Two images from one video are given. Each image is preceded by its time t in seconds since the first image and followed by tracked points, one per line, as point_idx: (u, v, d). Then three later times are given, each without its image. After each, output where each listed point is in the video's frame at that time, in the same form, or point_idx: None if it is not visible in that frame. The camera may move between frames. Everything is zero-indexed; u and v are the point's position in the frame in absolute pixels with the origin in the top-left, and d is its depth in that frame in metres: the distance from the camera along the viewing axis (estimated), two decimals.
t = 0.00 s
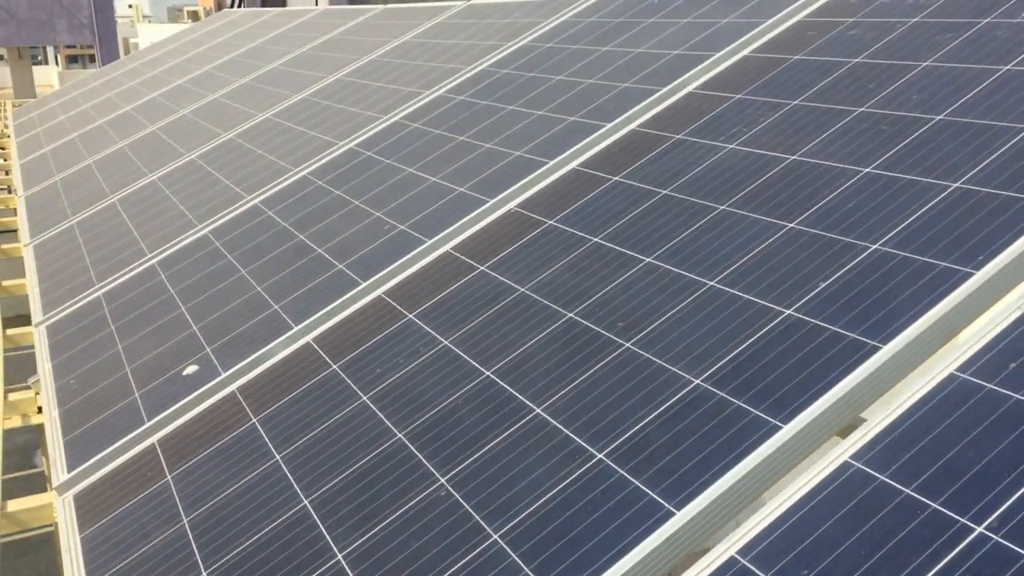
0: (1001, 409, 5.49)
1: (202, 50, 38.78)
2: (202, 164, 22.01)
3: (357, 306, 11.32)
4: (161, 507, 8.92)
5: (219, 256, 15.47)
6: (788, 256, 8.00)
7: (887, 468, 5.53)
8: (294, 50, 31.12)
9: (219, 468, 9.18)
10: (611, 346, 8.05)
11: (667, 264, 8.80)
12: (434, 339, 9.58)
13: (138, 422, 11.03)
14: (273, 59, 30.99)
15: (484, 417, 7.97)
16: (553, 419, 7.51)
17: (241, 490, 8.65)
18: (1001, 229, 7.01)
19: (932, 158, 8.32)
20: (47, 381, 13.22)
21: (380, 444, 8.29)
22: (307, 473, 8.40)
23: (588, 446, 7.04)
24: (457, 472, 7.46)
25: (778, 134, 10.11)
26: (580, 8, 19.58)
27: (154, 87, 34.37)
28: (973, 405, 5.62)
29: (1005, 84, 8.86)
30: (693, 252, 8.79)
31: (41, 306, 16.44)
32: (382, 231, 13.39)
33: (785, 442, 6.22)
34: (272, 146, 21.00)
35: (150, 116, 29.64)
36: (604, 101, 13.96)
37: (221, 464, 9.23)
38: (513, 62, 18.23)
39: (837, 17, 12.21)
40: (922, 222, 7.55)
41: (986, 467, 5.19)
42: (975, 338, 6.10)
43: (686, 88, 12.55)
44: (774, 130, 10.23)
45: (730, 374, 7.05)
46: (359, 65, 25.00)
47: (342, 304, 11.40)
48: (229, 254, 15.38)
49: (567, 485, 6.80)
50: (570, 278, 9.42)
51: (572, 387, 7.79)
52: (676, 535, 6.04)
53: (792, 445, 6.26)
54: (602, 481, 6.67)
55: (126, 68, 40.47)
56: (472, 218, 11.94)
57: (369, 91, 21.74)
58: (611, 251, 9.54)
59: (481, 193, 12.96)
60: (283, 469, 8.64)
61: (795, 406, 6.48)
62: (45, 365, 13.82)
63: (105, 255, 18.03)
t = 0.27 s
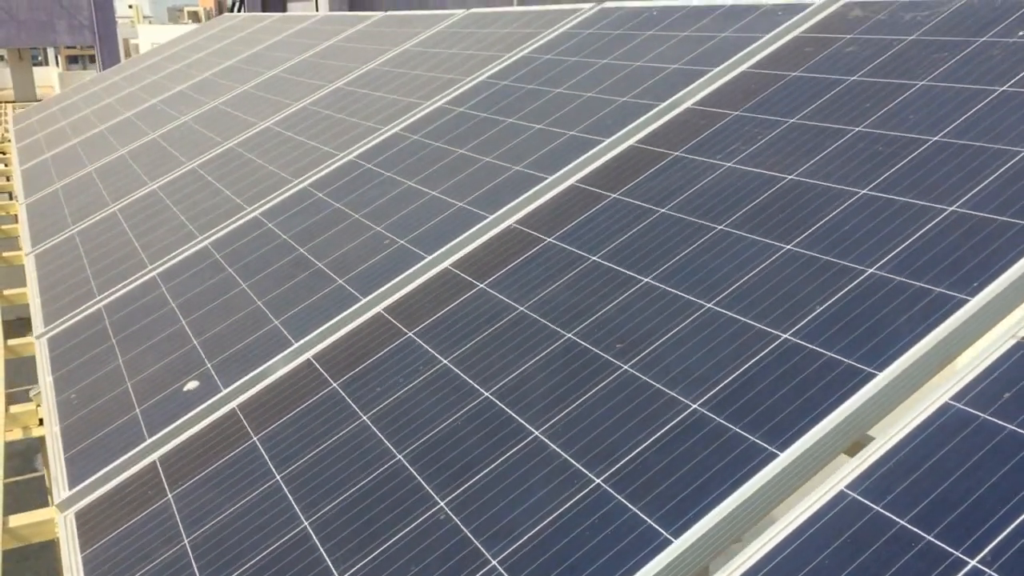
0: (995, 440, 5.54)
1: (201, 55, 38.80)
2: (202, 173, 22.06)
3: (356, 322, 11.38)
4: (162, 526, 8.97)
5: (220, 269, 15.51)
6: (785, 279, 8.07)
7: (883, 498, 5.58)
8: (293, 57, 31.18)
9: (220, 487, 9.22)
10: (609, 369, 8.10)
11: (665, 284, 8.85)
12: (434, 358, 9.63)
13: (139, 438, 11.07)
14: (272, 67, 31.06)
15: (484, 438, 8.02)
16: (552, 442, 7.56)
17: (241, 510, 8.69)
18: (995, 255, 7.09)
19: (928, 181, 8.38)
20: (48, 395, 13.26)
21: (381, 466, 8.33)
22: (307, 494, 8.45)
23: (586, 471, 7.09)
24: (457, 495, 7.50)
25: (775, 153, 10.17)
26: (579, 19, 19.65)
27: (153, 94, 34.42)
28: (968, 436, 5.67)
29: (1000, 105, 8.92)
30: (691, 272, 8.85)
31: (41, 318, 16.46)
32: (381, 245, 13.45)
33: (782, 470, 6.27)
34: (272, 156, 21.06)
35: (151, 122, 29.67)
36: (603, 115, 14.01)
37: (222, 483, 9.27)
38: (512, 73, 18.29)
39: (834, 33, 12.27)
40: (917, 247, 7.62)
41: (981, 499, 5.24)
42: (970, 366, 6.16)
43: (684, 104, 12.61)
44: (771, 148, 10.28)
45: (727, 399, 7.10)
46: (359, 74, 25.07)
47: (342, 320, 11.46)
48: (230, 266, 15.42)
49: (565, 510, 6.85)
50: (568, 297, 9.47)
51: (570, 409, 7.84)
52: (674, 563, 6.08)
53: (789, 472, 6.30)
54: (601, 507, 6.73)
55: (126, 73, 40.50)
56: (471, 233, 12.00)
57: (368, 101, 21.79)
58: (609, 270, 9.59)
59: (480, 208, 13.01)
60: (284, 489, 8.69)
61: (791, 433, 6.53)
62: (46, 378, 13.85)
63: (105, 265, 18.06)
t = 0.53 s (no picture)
0: (990, 470, 5.59)
1: (203, 60, 38.84)
2: (204, 182, 22.10)
3: (358, 338, 11.43)
4: (164, 545, 9.01)
5: (221, 280, 15.56)
6: (784, 301, 8.12)
7: (880, 528, 5.62)
8: (294, 64, 31.22)
9: (221, 506, 9.26)
10: (608, 390, 8.15)
11: (665, 304, 8.91)
12: (434, 376, 9.67)
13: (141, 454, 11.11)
14: (274, 73, 31.12)
15: (484, 460, 8.06)
16: (552, 465, 7.61)
17: (243, 529, 8.73)
18: (991, 280, 7.13)
19: (926, 203, 8.43)
20: (49, 407, 13.30)
21: (382, 486, 8.38)
22: (308, 514, 8.50)
23: (586, 496, 7.15)
24: (457, 517, 7.56)
25: (774, 171, 10.22)
26: (579, 30, 19.71)
27: (154, 99, 34.48)
28: (964, 466, 5.72)
29: (998, 126, 8.97)
30: (690, 292, 8.90)
31: (43, 328, 16.51)
32: (383, 258, 13.50)
33: (781, 497, 6.32)
34: (273, 166, 21.10)
35: (152, 129, 29.70)
36: (604, 129, 14.07)
37: (224, 502, 9.32)
38: (513, 83, 18.35)
39: (833, 49, 12.31)
40: (915, 271, 7.67)
41: (976, 531, 5.28)
42: (966, 395, 6.20)
43: (684, 119, 12.67)
44: (770, 166, 10.33)
45: (726, 423, 7.15)
46: (361, 83, 25.13)
47: (343, 336, 11.51)
48: (231, 278, 15.47)
49: (565, 534, 6.90)
50: (569, 316, 9.52)
51: (570, 431, 7.89)
52: None
53: (787, 499, 6.35)
54: (600, 532, 6.77)
55: (127, 78, 40.55)
56: (472, 249, 12.06)
57: (369, 110, 21.85)
58: (609, 289, 9.64)
59: (481, 222, 13.07)
60: (285, 508, 8.74)
61: (789, 460, 6.58)
62: (47, 390, 13.89)
63: (107, 275, 18.10)
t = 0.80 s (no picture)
0: (988, 500, 5.63)
1: (204, 65, 38.90)
2: (205, 190, 22.15)
3: (359, 354, 11.47)
4: (167, 563, 9.04)
5: (222, 292, 15.60)
6: (783, 323, 8.16)
7: (878, 557, 5.66)
8: (295, 71, 31.26)
9: (223, 524, 9.30)
10: (609, 411, 8.18)
11: (665, 324, 8.94)
12: (435, 394, 9.71)
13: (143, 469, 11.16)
14: (275, 79, 31.20)
15: (485, 481, 8.10)
16: (553, 487, 7.65)
17: (245, 548, 8.77)
18: (990, 304, 7.16)
19: (925, 224, 8.46)
20: (52, 420, 13.34)
21: (383, 506, 8.42)
22: (310, 533, 8.53)
23: (587, 519, 7.19)
24: (459, 539, 7.60)
25: (774, 189, 10.25)
26: (580, 40, 19.75)
27: (155, 104, 34.53)
28: (962, 495, 5.76)
29: (997, 146, 9.00)
30: (690, 311, 8.94)
31: (45, 339, 16.55)
32: (385, 272, 13.53)
33: (781, 523, 6.36)
34: (274, 175, 21.15)
35: (153, 136, 29.74)
36: (604, 142, 14.11)
37: (226, 520, 9.36)
38: (514, 93, 18.40)
39: (833, 63, 12.34)
40: (914, 294, 7.70)
41: (974, 560, 5.32)
42: (964, 422, 6.24)
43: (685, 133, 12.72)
44: (770, 184, 10.37)
45: (726, 448, 7.19)
46: (362, 91, 25.18)
47: (344, 351, 11.55)
48: (233, 290, 15.51)
49: (565, 559, 6.94)
50: (569, 335, 9.56)
51: (570, 452, 7.93)
52: None
53: (787, 525, 6.38)
54: (601, 557, 6.81)
55: (128, 82, 40.60)
56: (473, 264, 12.09)
57: (370, 119, 21.90)
58: (609, 307, 9.68)
59: (482, 236, 13.11)
60: (287, 527, 8.78)
61: (788, 486, 6.62)
62: (49, 403, 13.93)
63: (108, 285, 18.14)
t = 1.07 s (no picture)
0: (986, 529, 5.65)
1: (205, 69, 38.93)
2: (206, 200, 22.18)
3: (360, 370, 11.50)
4: None
5: (224, 304, 15.64)
6: (783, 345, 8.19)
7: None
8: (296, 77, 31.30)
9: (225, 542, 9.33)
10: (608, 433, 8.21)
11: (665, 344, 8.98)
12: (435, 412, 9.74)
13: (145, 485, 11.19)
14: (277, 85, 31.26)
15: (485, 502, 8.13)
16: (553, 510, 7.68)
17: (247, 567, 8.81)
18: (989, 329, 7.19)
19: (924, 246, 8.49)
20: (54, 433, 13.38)
21: (384, 526, 8.45)
22: (312, 554, 8.57)
23: (587, 543, 7.22)
24: (459, 562, 7.63)
25: (774, 207, 10.29)
26: (581, 50, 19.79)
27: (156, 109, 34.56)
28: (961, 524, 5.79)
29: (997, 166, 9.03)
30: (690, 332, 8.97)
31: (47, 350, 16.59)
32: (386, 286, 13.57)
33: (780, 551, 6.38)
34: (275, 184, 21.18)
35: (154, 142, 29.77)
36: (605, 156, 14.15)
37: (228, 538, 9.39)
38: (515, 104, 18.45)
39: (833, 79, 12.37)
40: (913, 317, 7.73)
41: None
42: (963, 450, 6.27)
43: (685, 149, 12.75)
44: (770, 202, 10.40)
45: (726, 472, 7.22)
46: (363, 99, 25.23)
47: (345, 368, 11.58)
48: (234, 302, 15.55)
49: None
50: (569, 354, 9.58)
51: (571, 475, 7.96)
52: None
53: (786, 552, 6.41)
54: None
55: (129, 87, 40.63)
56: (473, 279, 12.12)
57: (372, 129, 21.94)
58: (609, 326, 9.71)
59: (483, 251, 13.15)
60: (289, 547, 8.81)
61: (788, 512, 6.64)
62: (51, 415, 13.97)
63: (110, 295, 18.17)
